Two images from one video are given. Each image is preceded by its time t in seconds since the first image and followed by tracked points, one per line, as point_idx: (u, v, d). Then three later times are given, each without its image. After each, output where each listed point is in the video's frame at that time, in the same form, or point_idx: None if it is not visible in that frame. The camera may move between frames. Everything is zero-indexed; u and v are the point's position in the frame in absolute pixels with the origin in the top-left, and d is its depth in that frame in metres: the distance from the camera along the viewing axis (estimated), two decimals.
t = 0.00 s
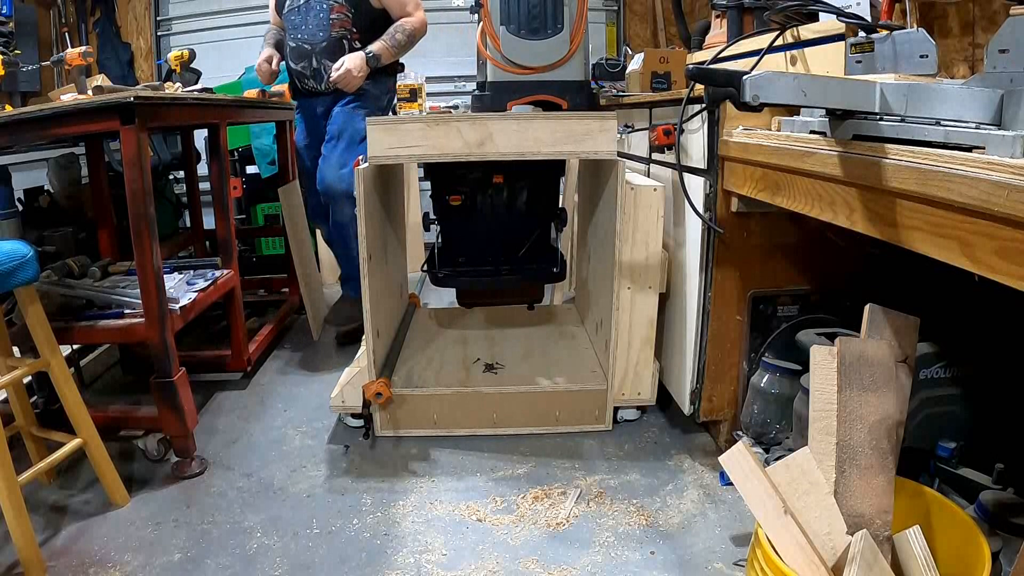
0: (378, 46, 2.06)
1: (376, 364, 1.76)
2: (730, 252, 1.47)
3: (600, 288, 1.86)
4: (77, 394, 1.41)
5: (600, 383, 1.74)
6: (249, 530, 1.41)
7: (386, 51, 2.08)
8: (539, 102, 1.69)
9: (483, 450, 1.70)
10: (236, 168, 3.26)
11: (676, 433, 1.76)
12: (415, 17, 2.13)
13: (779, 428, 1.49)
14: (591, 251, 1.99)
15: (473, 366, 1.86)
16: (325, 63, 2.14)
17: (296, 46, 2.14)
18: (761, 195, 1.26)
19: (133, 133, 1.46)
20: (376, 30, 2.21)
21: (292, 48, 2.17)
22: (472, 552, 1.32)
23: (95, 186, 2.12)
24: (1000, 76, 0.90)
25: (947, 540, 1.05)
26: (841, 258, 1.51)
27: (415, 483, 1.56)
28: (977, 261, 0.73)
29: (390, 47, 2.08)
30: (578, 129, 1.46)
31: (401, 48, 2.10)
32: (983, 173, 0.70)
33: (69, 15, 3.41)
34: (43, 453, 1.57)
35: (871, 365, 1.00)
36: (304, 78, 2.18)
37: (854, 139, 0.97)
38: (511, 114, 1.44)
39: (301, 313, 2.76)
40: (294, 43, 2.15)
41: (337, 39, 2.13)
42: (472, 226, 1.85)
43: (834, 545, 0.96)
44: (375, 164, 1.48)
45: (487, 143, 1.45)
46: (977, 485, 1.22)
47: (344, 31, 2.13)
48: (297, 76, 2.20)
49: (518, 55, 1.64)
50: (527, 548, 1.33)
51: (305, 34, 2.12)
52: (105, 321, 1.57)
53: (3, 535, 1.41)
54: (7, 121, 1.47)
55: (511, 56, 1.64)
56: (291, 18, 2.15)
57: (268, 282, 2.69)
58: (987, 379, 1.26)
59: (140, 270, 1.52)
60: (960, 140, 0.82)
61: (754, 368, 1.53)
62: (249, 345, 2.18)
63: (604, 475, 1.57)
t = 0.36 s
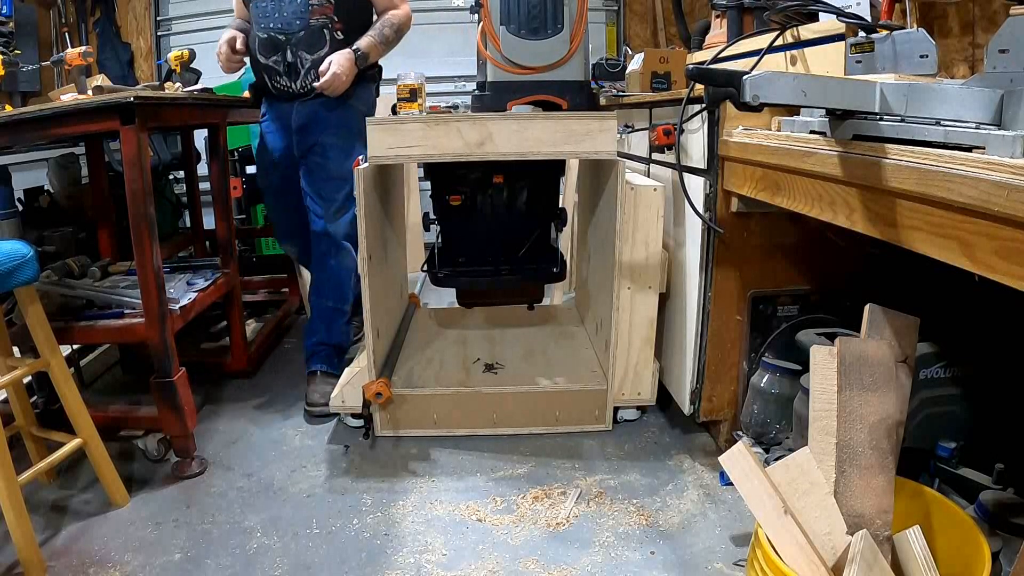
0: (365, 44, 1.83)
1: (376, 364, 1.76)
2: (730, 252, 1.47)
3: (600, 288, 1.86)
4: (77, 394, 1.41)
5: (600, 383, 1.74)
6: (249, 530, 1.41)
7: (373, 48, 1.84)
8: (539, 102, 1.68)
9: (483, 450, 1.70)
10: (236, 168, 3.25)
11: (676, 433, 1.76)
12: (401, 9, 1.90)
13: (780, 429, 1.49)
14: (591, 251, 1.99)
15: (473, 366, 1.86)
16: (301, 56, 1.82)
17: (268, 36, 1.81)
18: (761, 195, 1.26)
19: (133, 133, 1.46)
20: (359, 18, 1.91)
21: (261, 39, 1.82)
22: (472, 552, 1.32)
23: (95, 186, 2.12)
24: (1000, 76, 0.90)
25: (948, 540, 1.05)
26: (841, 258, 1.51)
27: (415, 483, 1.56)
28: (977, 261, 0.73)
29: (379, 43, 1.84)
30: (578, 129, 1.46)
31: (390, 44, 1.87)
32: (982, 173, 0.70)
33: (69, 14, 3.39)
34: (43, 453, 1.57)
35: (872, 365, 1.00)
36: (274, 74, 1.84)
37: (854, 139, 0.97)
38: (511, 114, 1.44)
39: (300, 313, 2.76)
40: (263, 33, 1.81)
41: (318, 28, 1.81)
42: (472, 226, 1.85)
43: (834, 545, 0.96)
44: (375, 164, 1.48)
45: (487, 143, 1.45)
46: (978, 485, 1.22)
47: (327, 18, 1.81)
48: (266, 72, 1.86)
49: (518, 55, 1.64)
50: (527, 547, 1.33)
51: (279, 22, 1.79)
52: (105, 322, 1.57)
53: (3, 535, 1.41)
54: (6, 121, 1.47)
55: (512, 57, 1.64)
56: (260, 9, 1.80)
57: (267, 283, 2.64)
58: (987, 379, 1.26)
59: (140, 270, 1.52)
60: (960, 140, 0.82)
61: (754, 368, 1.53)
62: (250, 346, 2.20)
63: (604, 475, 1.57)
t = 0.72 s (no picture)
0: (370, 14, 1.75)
1: (376, 364, 1.76)
2: (730, 252, 1.47)
3: (600, 288, 1.86)
4: (76, 394, 1.41)
5: (600, 383, 1.74)
6: (249, 530, 1.41)
7: (374, 18, 1.76)
8: (540, 102, 1.68)
9: (483, 450, 1.70)
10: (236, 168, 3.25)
11: (676, 433, 1.76)
12: None
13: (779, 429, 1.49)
14: (591, 251, 1.99)
15: (473, 366, 1.86)
16: (293, 27, 1.66)
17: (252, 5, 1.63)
18: (761, 195, 1.26)
19: (133, 133, 1.46)
20: None
21: (240, 13, 1.64)
22: (472, 552, 1.32)
23: (95, 187, 2.12)
24: (1000, 76, 0.90)
25: (948, 540, 1.05)
26: (841, 258, 1.51)
27: (415, 483, 1.56)
28: (978, 261, 0.73)
29: (380, 13, 1.76)
30: (578, 129, 1.46)
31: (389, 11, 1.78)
32: (983, 173, 0.70)
33: (69, 15, 3.34)
34: (43, 453, 1.57)
35: (872, 365, 1.00)
36: (260, 50, 1.64)
37: (854, 139, 0.97)
38: (511, 114, 1.44)
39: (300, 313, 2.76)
40: (245, 6, 1.64)
41: None
42: (472, 226, 1.85)
43: (835, 546, 0.96)
44: (375, 164, 1.48)
45: (487, 143, 1.45)
46: (978, 485, 1.22)
47: None
48: (247, 51, 1.64)
49: (518, 55, 1.65)
50: (527, 548, 1.33)
51: None
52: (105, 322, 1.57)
53: (3, 535, 1.41)
54: (6, 121, 1.47)
55: (512, 57, 1.65)
56: None
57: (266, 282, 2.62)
58: (986, 378, 1.26)
59: (140, 270, 1.52)
60: (960, 140, 0.82)
61: (754, 368, 1.54)
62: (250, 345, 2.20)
63: (604, 475, 1.57)
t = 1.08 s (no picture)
0: None
1: (376, 364, 1.76)
2: (730, 252, 1.46)
3: (600, 289, 1.86)
4: (76, 394, 1.41)
5: (600, 383, 1.74)
6: (249, 530, 1.41)
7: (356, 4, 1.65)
8: (539, 102, 1.68)
9: (483, 450, 1.70)
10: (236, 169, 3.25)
11: (676, 433, 1.76)
12: None
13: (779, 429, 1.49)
14: (591, 251, 1.99)
15: (473, 366, 1.86)
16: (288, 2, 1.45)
17: None
18: (761, 195, 1.26)
19: (133, 133, 1.46)
20: None
21: None
22: (472, 552, 1.32)
23: (95, 186, 2.12)
24: (1000, 76, 0.90)
25: (948, 540, 1.05)
26: (841, 258, 1.51)
27: (415, 483, 1.56)
28: (977, 261, 0.73)
29: None
30: (578, 130, 1.46)
31: None
32: (983, 173, 0.70)
33: (70, 15, 3.18)
34: (42, 453, 1.57)
35: (872, 365, 1.00)
36: (251, 28, 1.41)
37: (854, 139, 0.97)
38: (511, 115, 1.44)
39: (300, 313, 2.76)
40: None
41: None
42: (472, 226, 1.85)
43: (834, 545, 0.96)
44: (375, 164, 1.48)
45: (487, 143, 1.45)
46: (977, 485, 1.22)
47: None
48: (232, 28, 1.41)
49: (518, 55, 1.64)
50: (527, 548, 1.33)
51: None
52: (105, 322, 1.58)
53: (3, 535, 1.41)
54: (6, 121, 1.47)
55: (512, 57, 1.65)
56: None
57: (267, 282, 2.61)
58: (986, 378, 1.26)
59: (140, 270, 1.52)
60: (960, 140, 0.82)
61: (754, 368, 1.53)
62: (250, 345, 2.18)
63: (605, 475, 1.57)
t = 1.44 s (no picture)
0: None
1: (376, 364, 1.76)
2: (730, 252, 1.46)
3: (600, 289, 1.86)
4: (76, 394, 1.41)
5: (600, 383, 1.74)
6: (249, 530, 1.41)
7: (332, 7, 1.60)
8: (540, 102, 1.68)
9: (483, 449, 1.70)
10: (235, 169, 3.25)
11: (676, 433, 1.76)
12: None
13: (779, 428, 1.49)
14: (591, 251, 1.99)
15: (473, 366, 1.86)
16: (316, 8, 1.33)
17: None
18: (761, 195, 1.26)
19: (133, 133, 1.46)
20: None
21: None
22: (472, 552, 1.32)
23: (95, 187, 2.12)
24: (1000, 76, 0.90)
25: (947, 540, 1.05)
26: (840, 258, 1.51)
27: (415, 483, 1.56)
28: (978, 261, 0.73)
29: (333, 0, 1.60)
30: (578, 130, 1.46)
31: None
32: (982, 173, 0.70)
33: (70, 14, 3.16)
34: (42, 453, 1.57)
35: (872, 365, 1.00)
36: (282, 29, 1.28)
37: (854, 139, 0.97)
38: (511, 115, 1.44)
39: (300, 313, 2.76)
40: None
41: None
42: (472, 226, 1.85)
43: (834, 545, 0.97)
44: (375, 164, 1.48)
45: (487, 143, 1.45)
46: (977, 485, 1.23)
47: None
48: (264, 27, 1.26)
49: (518, 55, 1.64)
50: (527, 548, 1.33)
51: None
52: (105, 321, 1.58)
53: (3, 535, 1.41)
54: (7, 121, 1.47)
55: (512, 56, 1.65)
56: None
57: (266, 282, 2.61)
58: (986, 379, 1.26)
59: (140, 270, 1.52)
60: (960, 140, 0.82)
61: (754, 368, 1.53)
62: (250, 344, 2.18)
63: (605, 475, 1.57)
